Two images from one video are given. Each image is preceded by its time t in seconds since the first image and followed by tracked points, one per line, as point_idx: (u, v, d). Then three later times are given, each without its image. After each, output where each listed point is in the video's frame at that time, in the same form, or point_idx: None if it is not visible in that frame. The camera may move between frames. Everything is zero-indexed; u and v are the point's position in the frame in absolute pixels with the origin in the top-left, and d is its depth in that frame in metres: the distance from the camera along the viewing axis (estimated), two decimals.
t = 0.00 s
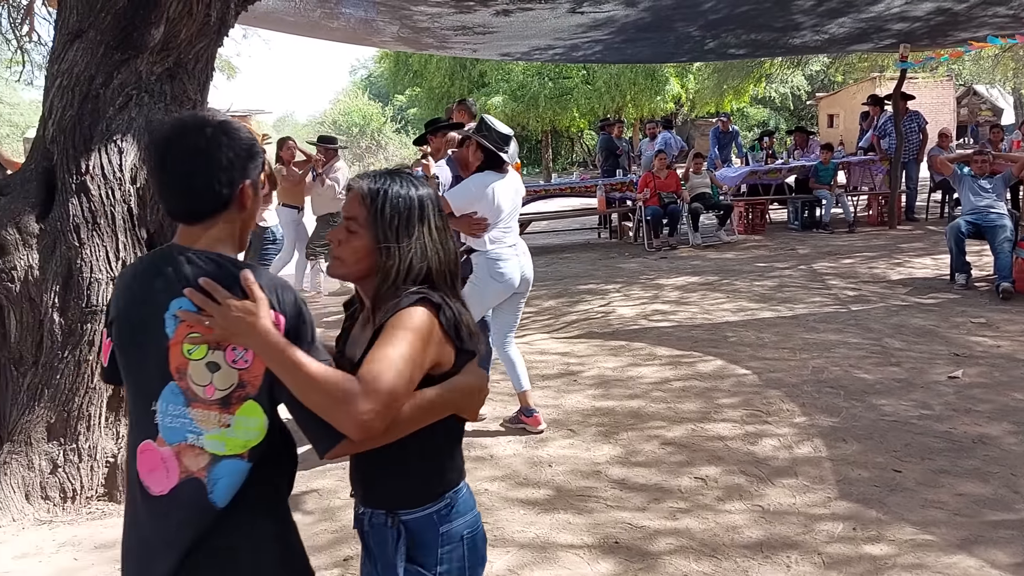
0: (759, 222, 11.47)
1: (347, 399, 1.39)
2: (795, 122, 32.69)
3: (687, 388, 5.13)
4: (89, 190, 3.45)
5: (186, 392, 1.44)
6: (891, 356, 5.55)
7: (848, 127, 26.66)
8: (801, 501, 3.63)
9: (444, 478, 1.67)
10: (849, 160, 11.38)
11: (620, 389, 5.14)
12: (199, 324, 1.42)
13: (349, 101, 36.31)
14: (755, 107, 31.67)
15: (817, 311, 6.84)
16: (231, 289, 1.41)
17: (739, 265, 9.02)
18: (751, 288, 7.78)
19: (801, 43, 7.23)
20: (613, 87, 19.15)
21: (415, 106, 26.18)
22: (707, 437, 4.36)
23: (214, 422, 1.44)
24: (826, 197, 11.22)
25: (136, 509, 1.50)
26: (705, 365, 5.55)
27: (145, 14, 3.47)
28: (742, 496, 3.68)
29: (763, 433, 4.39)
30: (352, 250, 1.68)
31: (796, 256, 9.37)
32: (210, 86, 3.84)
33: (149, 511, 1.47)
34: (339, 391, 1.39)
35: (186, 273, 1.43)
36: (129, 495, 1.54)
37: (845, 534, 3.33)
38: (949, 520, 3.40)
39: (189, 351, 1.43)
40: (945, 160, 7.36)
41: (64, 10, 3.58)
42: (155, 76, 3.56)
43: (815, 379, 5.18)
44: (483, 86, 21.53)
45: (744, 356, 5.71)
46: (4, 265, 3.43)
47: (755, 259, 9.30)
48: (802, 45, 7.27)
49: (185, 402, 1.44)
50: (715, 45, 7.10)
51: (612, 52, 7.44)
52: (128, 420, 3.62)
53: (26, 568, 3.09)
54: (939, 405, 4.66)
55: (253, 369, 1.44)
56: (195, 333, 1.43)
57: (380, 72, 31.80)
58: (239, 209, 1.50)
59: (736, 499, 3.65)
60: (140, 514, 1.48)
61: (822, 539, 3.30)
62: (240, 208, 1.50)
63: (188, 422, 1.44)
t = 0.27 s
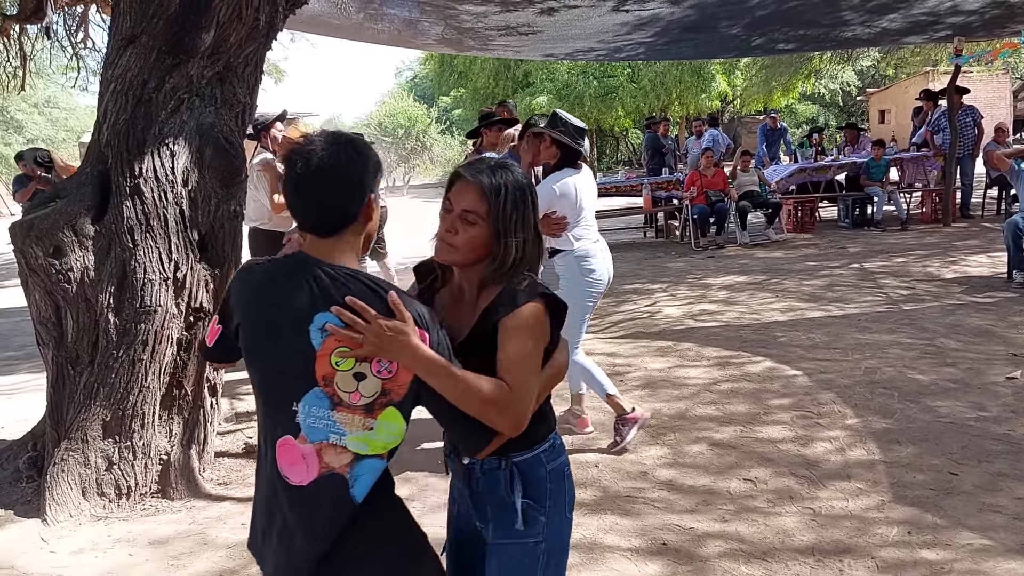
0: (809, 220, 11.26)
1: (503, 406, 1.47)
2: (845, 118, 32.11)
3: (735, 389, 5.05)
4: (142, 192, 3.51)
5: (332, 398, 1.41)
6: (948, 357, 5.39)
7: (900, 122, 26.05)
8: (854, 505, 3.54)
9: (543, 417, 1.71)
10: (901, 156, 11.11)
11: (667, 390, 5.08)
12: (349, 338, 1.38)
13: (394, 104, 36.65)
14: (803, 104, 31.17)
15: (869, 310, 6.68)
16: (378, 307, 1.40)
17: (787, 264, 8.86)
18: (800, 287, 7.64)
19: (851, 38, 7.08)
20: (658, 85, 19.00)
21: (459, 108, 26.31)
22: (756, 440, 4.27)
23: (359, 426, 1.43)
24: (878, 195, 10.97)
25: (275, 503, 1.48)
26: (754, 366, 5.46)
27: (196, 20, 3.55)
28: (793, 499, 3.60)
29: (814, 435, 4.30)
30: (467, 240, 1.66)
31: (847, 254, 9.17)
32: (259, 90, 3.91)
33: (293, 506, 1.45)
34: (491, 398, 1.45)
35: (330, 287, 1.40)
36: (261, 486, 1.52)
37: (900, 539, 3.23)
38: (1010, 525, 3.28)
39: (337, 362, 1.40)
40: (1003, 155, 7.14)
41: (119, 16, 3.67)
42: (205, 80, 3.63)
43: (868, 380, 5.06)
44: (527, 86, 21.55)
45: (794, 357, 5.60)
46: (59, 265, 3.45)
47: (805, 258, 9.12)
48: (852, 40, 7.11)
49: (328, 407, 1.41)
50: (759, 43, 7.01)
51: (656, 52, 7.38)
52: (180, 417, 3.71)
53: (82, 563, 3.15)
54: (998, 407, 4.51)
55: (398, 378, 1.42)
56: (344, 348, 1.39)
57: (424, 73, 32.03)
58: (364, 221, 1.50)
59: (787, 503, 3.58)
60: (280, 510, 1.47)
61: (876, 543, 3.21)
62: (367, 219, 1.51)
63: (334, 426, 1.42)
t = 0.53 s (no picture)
0: (836, 217, 11.13)
1: (576, 373, 1.57)
2: (873, 113, 31.71)
3: (761, 388, 5.00)
4: (170, 192, 3.54)
5: (424, 357, 1.58)
6: (980, 355, 5.29)
7: (929, 117, 25.67)
8: (884, 505, 3.49)
9: (609, 397, 1.81)
10: (931, 151, 10.94)
11: (692, 389, 5.04)
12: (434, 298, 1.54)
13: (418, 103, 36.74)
14: (830, 99, 30.82)
15: (898, 308, 6.59)
16: (466, 271, 1.55)
17: (815, 262, 8.76)
18: (828, 285, 7.55)
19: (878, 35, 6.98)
20: (683, 81, 18.87)
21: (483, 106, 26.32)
22: (784, 439, 4.23)
23: (449, 381, 1.60)
24: (907, 190, 10.81)
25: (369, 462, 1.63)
26: (781, 365, 5.40)
27: (222, 20, 3.58)
28: (821, 499, 3.56)
29: (843, 435, 4.24)
30: (541, 228, 1.77)
31: (875, 251, 9.05)
32: (284, 90, 3.94)
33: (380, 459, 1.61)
34: (561, 366, 1.55)
35: (423, 252, 1.56)
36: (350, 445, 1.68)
37: (931, 539, 3.18)
38: None
39: (424, 321, 1.57)
40: None
41: (146, 17, 3.70)
42: (231, 80, 3.66)
43: (898, 379, 4.98)
44: (551, 84, 21.50)
45: (822, 355, 5.53)
46: (89, 264, 3.50)
47: (832, 255, 9.02)
48: (878, 36, 7.01)
49: (421, 364, 1.59)
50: (783, 40, 6.94)
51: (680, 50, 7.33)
52: (208, 415, 3.76)
53: (111, 559, 3.18)
54: None
55: (480, 336, 1.60)
56: (429, 306, 1.55)
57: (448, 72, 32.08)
58: (440, 189, 1.63)
59: (815, 503, 3.53)
60: (369, 467, 1.62)
61: (907, 543, 3.16)
62: (442, 188, 1.63)
63: (427, 381, 1.59)
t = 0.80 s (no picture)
0: (859, 214, 11.01)
1: (634, 362, 1.56)
2: (895, 109, 31.39)
3: (785, 386, 4.95)
4: (192, 192, 3.56)
5: (486, 346, 1.70)
6: (1007, 352, 5.21)
7: (953, 113, 25.37)
8: (912, 504, 3.44)
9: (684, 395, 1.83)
10: (955, 147, 10.79)
11: (715, 387, 5.00)
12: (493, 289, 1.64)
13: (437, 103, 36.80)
14: (852, 95, 30.54)
15: (923, 305, 6.50)
16: (525, 264, 1.66)
17: (838, 259, 8.67)
18: (851, 282, 7.47)
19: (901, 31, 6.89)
20: (703, 78, 18.76)
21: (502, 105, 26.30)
22: (808, 438, 4.18)
23: (510, 370, 1.72)
24: (931, 186, 10.67)
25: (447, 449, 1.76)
26: (804, 363, 5.35)
27: (243, 20, 3.60)
28: (847, 498, 3.52)
29: (868, 433, 4.19)
30: (613, 225, 1.77)
31: (899, 248, 8.94)
32: (304, 90, 3.96)
33: (453, 448, 1.75)
34: (626, 355, 1.56)
35: (481, 246, 1.67)
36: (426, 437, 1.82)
37: (960, 539, 3.13)
38: None
39: (486, 312, 1.68)
40: None
41: (167, 18, 3.73)
42: (253, 80, 3.68)
43: (924, 376, 4.92)
44: (570, 82, 21.45)
45: (846, 353, 5.47)
46: (113, 264, 3.51)
47: (855, 252, 8.92)
48: (902, 32, 6.93)
49: (484, 355, 1.70)
50: (803, 37, 6.88)
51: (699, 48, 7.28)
52: (231, 413, 3.77)
53: (137, 556, 3.20)
54: None
55: (540, 325, 1.70)
56: (490, 297, 1.66)
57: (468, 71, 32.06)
58: (497, 191, 1.74)
59: (841, 502, 3.49)
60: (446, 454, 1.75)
61: (935, 543, 3.11)
62: (498, 189, 1.73)
63: (490, 370, 1.71)
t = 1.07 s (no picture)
0: (897, 205, 10.82)
1: (686, 307, 1.56)
2: (933, 98, 30.79)
3: (821, 381, 4.89)
4: (228, 189, 3.59)
5: (562, 311, 1.82)
6: None
7: (994, 101, 24.83)
8: (952, 501, 3.38)
9: (795, 399, 1.74)
10: (996, 136, 10.56)
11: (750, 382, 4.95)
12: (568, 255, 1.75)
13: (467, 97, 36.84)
14: (888, 84, 30.02)
15: (963, 298, 6.37)
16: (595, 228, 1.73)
17: (874, 251, 8.53)
18: (889, 275, 7.34)
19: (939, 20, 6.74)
20: (736, 69, 18.55)
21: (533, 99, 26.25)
22: (845, 433, 4.12)
23: (585, 334, 1.81)
24: (971, 177, 10.45)
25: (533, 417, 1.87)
26: (841, 357, 5.27)
27: (276, 19, 3.63)
28: (885, 494, 3.46)
29: (907, 429, 4.12)
30: (709, 202, 1.77)
31: (938, 240, 8.77)
32: (337, 88, 3.97)
33: (536, 419, 1.86)
34: (681, 300, 1.57)
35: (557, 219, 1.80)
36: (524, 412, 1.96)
37: (1002, 537, 3.07)
38: None
39: (561, 279, 1.80)
40: None
41: (202, 18, 3.76)
42: (286, 78, 3.71)
43: (964, 371, 4.83)
44: (601, 75, 21.34)
45: (883, 347, 5.38)
46: (150, 261, 3.56)
47: (893, 245, 8.77)
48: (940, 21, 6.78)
49: (560, 320, 1.82)
50: (838, 28, 6.77)
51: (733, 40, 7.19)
52: (267, 408, 3.81)
53: (176, 550, 3.25)
54: None
55: (613, 289, 1.80)
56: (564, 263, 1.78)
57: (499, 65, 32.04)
58: (582, 175, 1.88)
59: (879, 498, 3.44)
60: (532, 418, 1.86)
61: (977, 542, 3.05)
62: (582, 174, 1.88)
63: (566, 336, 1.81)
